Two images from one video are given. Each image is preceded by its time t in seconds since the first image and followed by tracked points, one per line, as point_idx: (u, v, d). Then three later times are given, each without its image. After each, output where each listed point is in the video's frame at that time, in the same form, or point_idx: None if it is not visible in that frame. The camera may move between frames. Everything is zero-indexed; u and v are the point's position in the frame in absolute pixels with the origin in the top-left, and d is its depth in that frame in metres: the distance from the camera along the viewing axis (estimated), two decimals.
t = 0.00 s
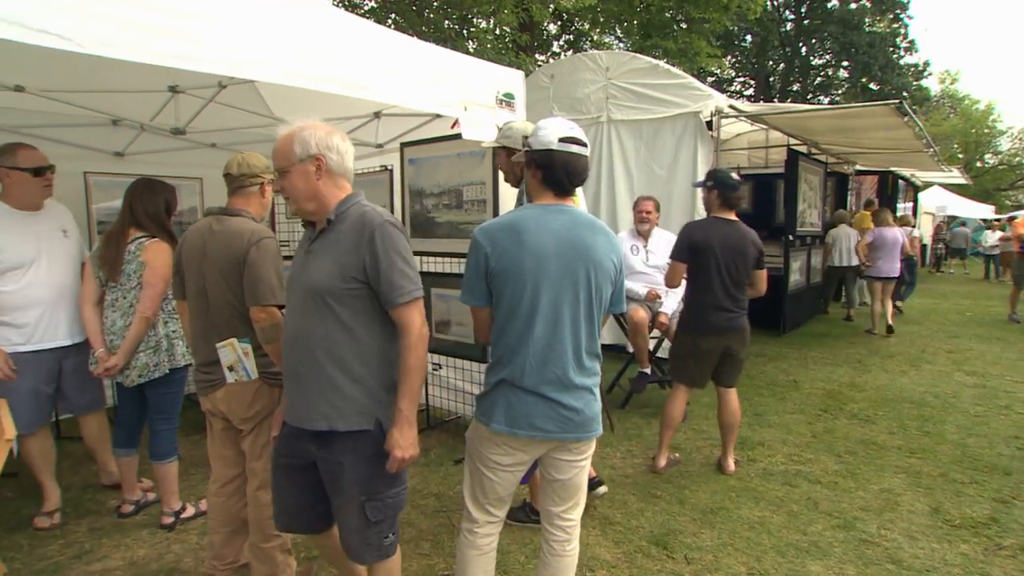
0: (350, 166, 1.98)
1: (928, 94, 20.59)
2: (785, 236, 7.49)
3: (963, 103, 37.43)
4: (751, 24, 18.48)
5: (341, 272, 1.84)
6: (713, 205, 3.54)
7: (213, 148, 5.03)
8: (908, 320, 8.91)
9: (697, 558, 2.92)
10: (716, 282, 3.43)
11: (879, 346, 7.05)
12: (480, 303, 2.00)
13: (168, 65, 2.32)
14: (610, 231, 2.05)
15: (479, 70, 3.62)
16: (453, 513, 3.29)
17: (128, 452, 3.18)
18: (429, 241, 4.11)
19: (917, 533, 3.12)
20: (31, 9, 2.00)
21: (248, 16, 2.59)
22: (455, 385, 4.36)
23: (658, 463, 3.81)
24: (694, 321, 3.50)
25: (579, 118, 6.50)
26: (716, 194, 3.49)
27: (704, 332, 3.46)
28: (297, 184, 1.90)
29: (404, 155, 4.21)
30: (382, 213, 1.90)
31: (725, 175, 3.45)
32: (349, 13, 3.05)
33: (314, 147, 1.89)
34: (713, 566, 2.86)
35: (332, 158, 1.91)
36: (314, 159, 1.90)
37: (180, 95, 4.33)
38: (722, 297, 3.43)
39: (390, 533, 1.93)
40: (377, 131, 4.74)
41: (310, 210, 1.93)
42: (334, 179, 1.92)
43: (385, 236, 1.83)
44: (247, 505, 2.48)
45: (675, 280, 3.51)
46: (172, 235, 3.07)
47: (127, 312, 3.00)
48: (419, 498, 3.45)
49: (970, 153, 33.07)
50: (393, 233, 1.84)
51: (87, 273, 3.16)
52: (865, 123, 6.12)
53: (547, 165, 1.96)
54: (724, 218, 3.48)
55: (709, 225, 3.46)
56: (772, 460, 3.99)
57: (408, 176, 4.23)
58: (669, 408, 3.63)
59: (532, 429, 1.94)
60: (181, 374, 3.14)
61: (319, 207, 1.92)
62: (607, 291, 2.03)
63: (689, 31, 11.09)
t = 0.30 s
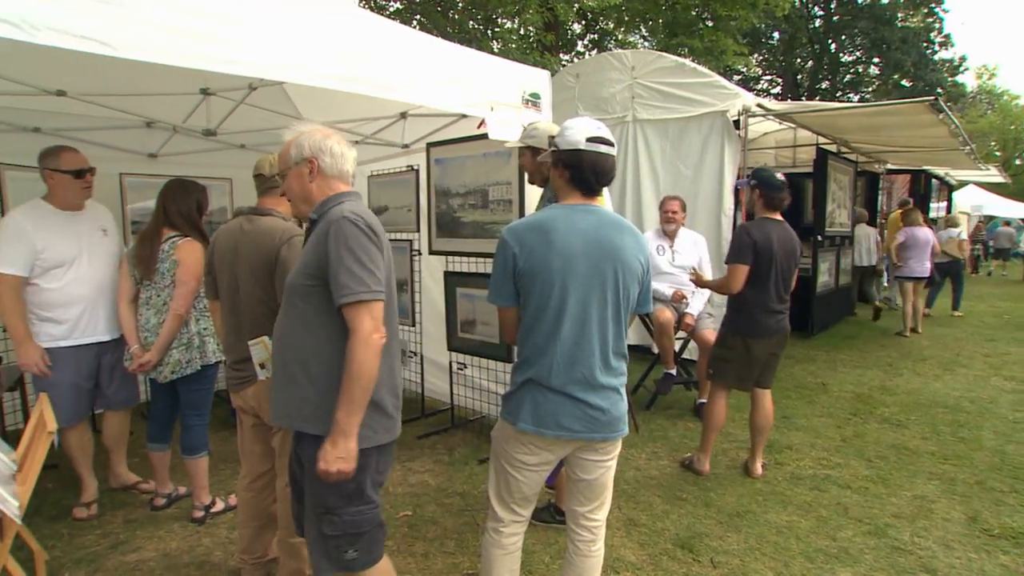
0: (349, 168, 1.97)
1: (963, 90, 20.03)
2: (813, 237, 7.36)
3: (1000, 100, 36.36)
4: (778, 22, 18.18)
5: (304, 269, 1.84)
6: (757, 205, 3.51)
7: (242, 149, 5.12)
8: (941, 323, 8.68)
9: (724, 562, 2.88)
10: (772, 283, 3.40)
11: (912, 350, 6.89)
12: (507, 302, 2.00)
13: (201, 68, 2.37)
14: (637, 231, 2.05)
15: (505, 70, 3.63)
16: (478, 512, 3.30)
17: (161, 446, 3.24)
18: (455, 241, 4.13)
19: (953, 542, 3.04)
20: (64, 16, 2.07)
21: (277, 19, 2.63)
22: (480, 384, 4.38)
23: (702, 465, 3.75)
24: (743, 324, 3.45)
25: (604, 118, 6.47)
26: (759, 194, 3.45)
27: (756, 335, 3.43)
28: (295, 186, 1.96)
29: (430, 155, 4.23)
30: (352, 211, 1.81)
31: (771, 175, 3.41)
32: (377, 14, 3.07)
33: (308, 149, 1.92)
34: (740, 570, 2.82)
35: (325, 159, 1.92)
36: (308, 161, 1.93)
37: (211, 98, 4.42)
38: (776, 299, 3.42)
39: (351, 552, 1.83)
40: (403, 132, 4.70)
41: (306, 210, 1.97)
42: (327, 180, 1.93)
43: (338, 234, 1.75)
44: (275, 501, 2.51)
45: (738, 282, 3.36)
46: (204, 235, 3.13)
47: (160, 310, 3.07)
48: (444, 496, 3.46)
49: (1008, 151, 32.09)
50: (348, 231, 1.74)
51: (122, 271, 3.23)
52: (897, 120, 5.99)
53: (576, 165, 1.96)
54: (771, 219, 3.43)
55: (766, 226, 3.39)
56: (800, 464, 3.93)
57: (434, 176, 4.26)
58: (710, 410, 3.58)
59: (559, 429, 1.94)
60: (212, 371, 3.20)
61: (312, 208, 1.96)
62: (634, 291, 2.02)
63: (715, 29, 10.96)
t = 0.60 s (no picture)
0: (355, 167, 1.98)
1: (1003, 85, 19.41)
2: (844, 237, 7.22)
3: None
4: (808, 18, 17.83)
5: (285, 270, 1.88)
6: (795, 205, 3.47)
7: (273, 150, 5.21)
8: (979, 326, 8.43)
9: (752, 567, 2.84)
10: (813, 284, 3.36)
11: (947, 353, 6.71)
12: (534, 301, 2.00)
13: (236, 71, 2.42)
14: (665, 231, 2.03)
15: (534, 70, 3.63)
16: (504, 512, 3.30)
17: (194, 441, 3.31)
18: (482, 241, 4.14)
19: (992, 552, 2.95)
20: (102, 21, 2.12)
21: (311, 22, 2.67)
22: (507, 383, 4.38)
23: (737, 469, 3.69)
24: (779, 325, 3.39)
25: (631, 117, 6.45)
26: (798, 192, 3.41)
27: (794, 337, 3.37)
28: (307, 189, 2.00)
29: (458, 155, 4.26)
30: (317, 209, 1.78)
31: (812, 173, 3.37)
32: (407, 17, 3.10)
33: (314, 152, 1.95)
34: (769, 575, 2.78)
35: (331, 160, 1.94)
36: (316, 163, 1.96)
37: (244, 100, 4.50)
38: (814, 301, 3.37)
39: (289, 552, 1.82)
40: (430, 132, 4.73)
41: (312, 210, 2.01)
42: (332, 181, 1.95)
43: (293, 234, 1.74)
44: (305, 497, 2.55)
45: (781, 282, 3.30)
46: (236, 235, 3.19)
47: (194, 308, 3.13)
48: (470, 495, 3.48)
49: None
50: (302, 230, 1.73)
51: (160, 268, 3.28)
52: (933, 118, 5.85)
53: (606, 165, 1.95)
54: (811, 219, 3.39)
55: (807, 226, 3.36)
56: (831, 468, 3.86)
57: (461, 176, 4.28)
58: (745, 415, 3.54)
59: (585, 428, 1.93)
60: (243, 367, 3.25)
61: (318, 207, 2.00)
62: (662, 291, 2.01)
63: (744, 26, 10.81)
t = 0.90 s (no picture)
0: (344, 166, 1.99)
1: None
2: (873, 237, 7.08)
3: None
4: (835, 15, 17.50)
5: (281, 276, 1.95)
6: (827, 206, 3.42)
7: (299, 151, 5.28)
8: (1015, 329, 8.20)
9: (779, 572, 2.80)
10: (837, 286, 3.28)
11: (980, 356, 6.54)
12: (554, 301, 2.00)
13: (265, 73, 2.45)
14: (688, 230, 2.02)
15: (558, 70, 3.62)
16: (527, 512, 3.30)
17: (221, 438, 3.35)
18: (505, 241, 4.15)
19: None
20: (135, 26, 2.17)
21: (340, 24, 2.70)
22: (529, 383, 4.38)
23: (760, 472, 3.65)
24: (808, 329, 3.33)
25: (655, 117, 6.41)
26: (830, 192, 3.36)
27: (823, 341, 3.31)
28: (301, 194, 2.04)
29: (482, 155, 4.26)
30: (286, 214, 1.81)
31: (843, 173, 3.31)
32: (434, 18, 3.11)
33: (303, 156, 1.99)
34: None
35: (319, 162, 1.96)
36: (306, 167, 2.00)
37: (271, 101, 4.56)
38: (841, 303, 3.30)
39: (289, 554, 1.85)
40: (454, 133, 4.75)
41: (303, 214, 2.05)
42: (322, 181, 1.96)
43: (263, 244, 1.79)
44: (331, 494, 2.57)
45: (800, 283, 3.29)
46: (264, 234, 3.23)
47: (222, 306, 3.16)
48: (492, 495, 3.48)
49: None
50: (268, 233, 1.78)
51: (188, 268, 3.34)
52: (967, 115, 5.71)
53: (629, 165, 1.94)
54: (844, 220, 3.32)
55: (834, 225, 3.28)
56: (859, 473, 3.78)
57: (485, 176, 4.28)
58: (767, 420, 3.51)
59: (608, 428, 1.92)
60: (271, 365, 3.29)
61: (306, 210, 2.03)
62: (685, 290, 1.99)
63: (770, 24, 10.66)
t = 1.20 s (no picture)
0: (349, 166, 2.00)
1: None
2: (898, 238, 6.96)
3: None
4: (858, 12, 17.19)
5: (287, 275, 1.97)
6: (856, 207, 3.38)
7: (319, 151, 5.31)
8: None
9: None
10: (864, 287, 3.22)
11: (1008, 360, 6.40)
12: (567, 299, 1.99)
13: (288, 74, 2.48)
14: (699, 226, 2.02)
15: (578, 69, 3.62)
16: (545, 512, 3.30)
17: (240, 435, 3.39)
18: (524, 241, 4.14)
19: None
20: (160, 29, 2.22)
21: (361, 25, 2.72)
22: (547, 383, 4.38)
23: (781, 473, 3.60)
24: (833, 331, 3.29)
25: (675, 116, 6.36)
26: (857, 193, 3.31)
27: (846, 343, 3.26)
28: (308, 194, 2.06)
29: (501, 155, 4.27)
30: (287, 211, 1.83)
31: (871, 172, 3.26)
32: (453, 19, 3.11)
33: (309, 156, 2.01)
34: None
35: (324, 161, 1.98)
36: (313, 167, 2.02)
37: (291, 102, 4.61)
38: (867, 304, 3.23)
39: (302, 559, 1.89)
40: (473, 133, 4.75)
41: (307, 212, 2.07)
42: (327, 181, 1.99)
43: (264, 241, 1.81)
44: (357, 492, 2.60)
45: (823, 283, 3.24)
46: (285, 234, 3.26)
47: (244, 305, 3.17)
48: (510, 495, 3.48)
49: None
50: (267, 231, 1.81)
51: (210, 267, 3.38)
52: (996, 112, 5.59)
53: (640, 164, 1.94)
54: (872, 220, 3.27)
55: (862, 225, 3.23)
56: (883, 477, 3.72)
57: (504, 176, 4.28)
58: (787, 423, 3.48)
59: (622, 428, 1.92)
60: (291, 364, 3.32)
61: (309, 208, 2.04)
62: (698, 287, 1.98)
63: (791, 21, 10.53)
